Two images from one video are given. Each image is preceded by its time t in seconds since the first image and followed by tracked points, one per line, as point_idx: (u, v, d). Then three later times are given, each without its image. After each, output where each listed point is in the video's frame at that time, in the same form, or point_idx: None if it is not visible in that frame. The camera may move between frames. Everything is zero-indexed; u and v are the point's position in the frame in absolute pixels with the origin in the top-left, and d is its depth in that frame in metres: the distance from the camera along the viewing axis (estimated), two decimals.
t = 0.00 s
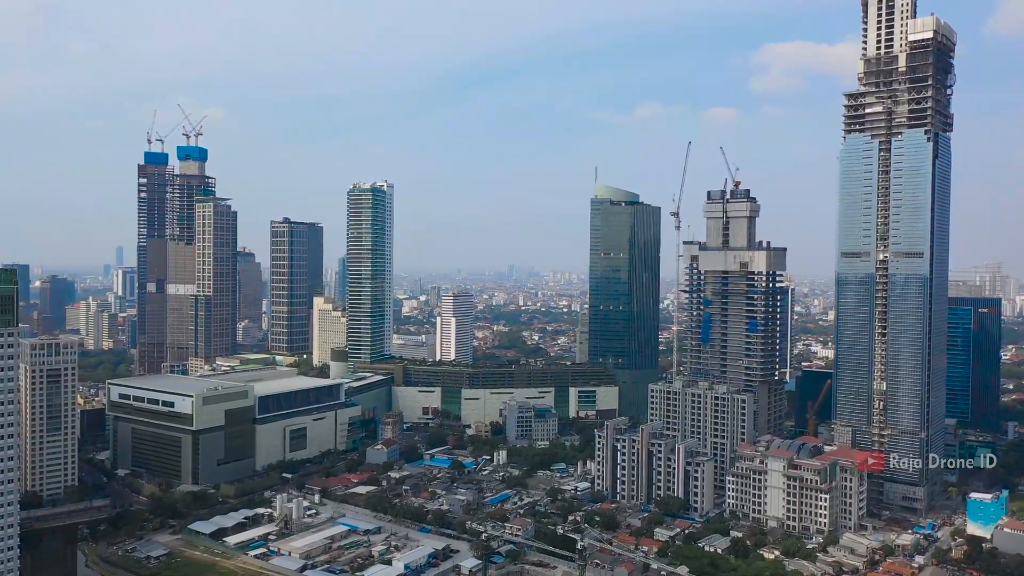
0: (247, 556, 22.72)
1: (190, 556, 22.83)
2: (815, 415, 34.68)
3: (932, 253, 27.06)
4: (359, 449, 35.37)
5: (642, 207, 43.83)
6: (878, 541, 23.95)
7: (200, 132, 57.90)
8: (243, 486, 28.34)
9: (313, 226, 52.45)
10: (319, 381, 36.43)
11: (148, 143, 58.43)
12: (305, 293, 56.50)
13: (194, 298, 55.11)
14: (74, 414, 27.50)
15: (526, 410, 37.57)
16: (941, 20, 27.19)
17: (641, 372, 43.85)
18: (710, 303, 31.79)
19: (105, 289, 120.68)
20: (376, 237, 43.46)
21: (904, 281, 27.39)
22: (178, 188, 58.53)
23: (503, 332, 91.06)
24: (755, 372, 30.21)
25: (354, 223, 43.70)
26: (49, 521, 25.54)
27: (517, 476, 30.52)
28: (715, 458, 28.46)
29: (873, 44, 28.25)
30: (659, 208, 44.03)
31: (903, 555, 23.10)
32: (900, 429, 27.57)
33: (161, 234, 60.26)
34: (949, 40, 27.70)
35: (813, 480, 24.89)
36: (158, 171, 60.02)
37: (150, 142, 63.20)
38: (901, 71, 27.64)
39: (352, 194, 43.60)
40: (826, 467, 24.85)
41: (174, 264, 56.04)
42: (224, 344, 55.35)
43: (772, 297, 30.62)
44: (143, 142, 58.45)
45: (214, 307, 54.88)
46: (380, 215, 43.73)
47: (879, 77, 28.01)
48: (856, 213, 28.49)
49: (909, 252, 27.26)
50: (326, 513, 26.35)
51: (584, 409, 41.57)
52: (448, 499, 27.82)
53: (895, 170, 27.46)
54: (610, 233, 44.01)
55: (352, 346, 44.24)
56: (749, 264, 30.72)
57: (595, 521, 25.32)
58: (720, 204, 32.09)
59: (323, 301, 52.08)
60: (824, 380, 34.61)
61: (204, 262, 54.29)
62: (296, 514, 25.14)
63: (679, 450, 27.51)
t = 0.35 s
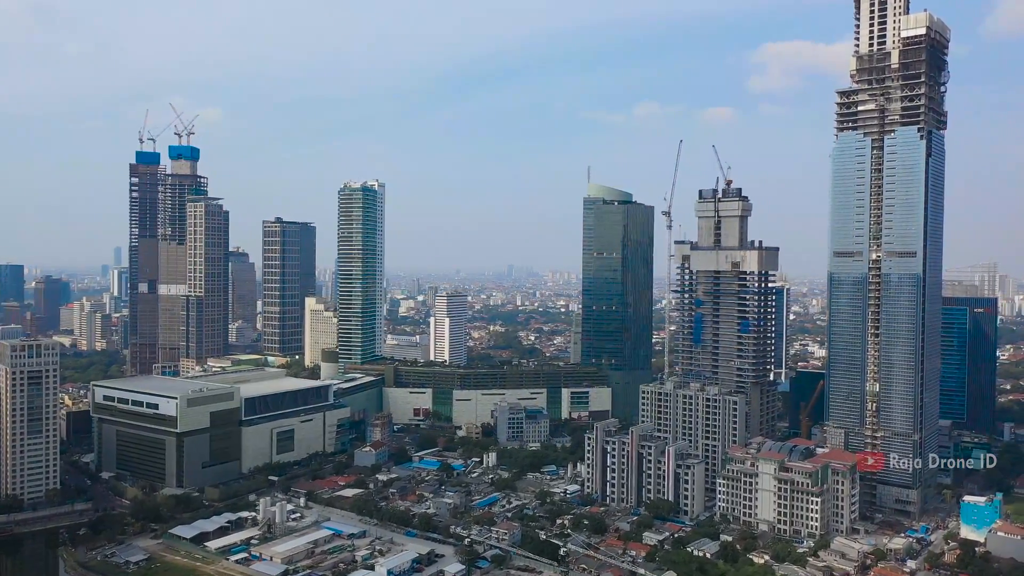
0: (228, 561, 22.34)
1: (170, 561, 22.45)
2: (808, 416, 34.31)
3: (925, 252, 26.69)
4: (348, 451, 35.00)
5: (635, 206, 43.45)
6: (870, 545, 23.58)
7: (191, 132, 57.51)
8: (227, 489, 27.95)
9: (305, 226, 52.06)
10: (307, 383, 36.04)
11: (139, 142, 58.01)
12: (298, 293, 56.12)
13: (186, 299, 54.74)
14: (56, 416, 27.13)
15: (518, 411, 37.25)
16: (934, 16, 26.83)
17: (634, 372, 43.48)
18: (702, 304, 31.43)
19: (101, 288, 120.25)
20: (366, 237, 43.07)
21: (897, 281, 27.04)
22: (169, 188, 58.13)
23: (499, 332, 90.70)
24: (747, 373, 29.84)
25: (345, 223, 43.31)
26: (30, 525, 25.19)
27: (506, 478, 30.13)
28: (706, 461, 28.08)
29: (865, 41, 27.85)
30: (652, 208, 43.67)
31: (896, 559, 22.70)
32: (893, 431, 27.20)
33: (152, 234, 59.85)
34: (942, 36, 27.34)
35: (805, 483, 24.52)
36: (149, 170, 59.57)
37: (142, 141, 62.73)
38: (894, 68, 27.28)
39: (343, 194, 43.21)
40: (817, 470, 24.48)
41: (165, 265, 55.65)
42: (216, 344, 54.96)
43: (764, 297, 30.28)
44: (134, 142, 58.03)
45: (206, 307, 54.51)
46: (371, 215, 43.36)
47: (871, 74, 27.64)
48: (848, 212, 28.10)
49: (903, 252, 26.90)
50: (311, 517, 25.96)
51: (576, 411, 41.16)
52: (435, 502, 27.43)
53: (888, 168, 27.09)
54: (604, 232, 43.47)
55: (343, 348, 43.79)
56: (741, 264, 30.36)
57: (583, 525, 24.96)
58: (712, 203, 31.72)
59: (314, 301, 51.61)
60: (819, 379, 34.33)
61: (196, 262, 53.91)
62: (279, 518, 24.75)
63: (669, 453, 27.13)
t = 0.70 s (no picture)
0: (209, 567, 21.95)
1: (150, 567, 22.05)
2: (802, 418, 34.00)
3: (918, 252, 26.34)
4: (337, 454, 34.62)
5: (628, 206, 43.07)
6: (862, 550, 23.21)
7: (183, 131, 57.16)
8: (211, 493, 27.57)
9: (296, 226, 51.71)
10: (296, 384, 35.66)
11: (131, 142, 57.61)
12: (290, 294, 55.74)
13: (177, 300, 54.37)
14: (38, 418, 26.73)
15: (509, 413, 36.86)
16: (927, 12, 26.47)
17: (627, 374, 43.09)
18: (693, 305, 31.05)
19: (97, 289, 119.82)
20: (357, 237, 42.70)
21: (890, 282, 26.68)
22: (161, 187, 57.74)
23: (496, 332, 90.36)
24: (739, 375, 29.45)
25: (335, 223, 42.92)
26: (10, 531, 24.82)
27: (495, 481, 29.74)
28: (697, 464, 27.70)
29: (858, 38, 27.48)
30: (645, 208, 43.26)
31: (888, 565, 22.32)
32: (886, 434, 26.84)
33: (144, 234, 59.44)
34: (936, 33, 26.97)
35: (796, 486, 24.14)
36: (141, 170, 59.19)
37: (134, 141, 62.34)
38: (887, 65, 26.92)
39: (333, 193, 42.80)
40: (809, 473, 24.09)
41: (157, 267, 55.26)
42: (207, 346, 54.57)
43: (756, 298, 29.89)
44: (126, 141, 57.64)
45: (197, 308, 54.12)
46: (362, 214, 42.96)
47: (864, 72, 27.27)
48: (841, 212, 27.71)
49: (896, 252, 26.55)
50: (295, 521, 25.57)
51: (569, 412, 40.77)
52: (422, 506, 27.05)
53: (881, 167, 26.73)
54: (596, 232, 43.22)
55: (334, 348, 43.45)
56: (733, 264, 29.98)
57: (571, 529, 24.59)
58: (703, 203, 31.33)
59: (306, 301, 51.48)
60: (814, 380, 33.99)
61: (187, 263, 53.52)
62: (262, 523, 24.36)
63: (659, 456, 26.75)
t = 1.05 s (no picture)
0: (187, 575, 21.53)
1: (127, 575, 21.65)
2: (795, 422, 33.70)
3: (911, 254, 25.98)
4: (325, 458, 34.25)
5: (621, 206, 42.67)
6: (853, 557, 22.80)
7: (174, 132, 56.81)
8: (194, 498, 27.18)
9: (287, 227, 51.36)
10: (284, 388, 35.28)
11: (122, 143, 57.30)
12: (282, 296, 55.34)
13: (168, 301, 53.98)
14: (17, 422, 26.33)
15: (500, 416, 36.49)
16: (919, 11, 26.12)
17: (620, 376, 42.71)
18: (685, 307, 30.68)
19: (93, 291, 119.37)
20: (347, 238, 42.40)
21: (883, 284, 26.32)
22: (152, 189, 57.39)
23: (492, 335, 89.93)
24: (731, 378, 29.06)
25: (325, 223, 42.63)
26: None
27: (484, 486, 29.36)
28: (686, 469, 27.32)
29: (850, 37, 27.11)
30: (638, 209, 42.85)
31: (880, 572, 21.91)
32: (879, 438, 26.44)
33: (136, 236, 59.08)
34: (928, 32, 26.62)
35: (786, 492, 23.73)
36: (132, 171, 58.85)
37: (125, 141, 61.97)
38: (879, 64, 26.57)
39: (324, 194, 42.51)
40: (799, 478, 23.70)
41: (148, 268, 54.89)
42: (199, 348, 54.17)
43: (748, 300, 29.50)
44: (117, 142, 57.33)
45: (188, 310, 53.76)
46: (352, 215, 42.67)
47: (856, 71, 26.91)
48: (833, 214, 27.32)
49: (888, 253, 26.18)
50: (279, 527, 25.16)
51: (561, 416, 40.32)
52: (408, 512, 26.66)
53: (873, 168, 26.37)
54: (589, 233, 42.92)
55: (324, 351, 43.10)
56: (724, 266, 29.63)
57: (558, 535, 24.19)
58: (694, 204, 30.97)
59: (298, 303, 51.11)
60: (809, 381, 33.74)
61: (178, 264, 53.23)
62: (243, 529, 23.93)
63: (648, 460, 26.36)
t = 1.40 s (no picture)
0: None
1: None
2: (787, 426, 33.38)
3: (904, 256, 25.63)
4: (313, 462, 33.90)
5: (614, 208, 42.29)
6: (844, 564, 22.42)
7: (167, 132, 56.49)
8: (177, 503, 26.82)
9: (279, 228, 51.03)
10: (273, 390, 34.93)
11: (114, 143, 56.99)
12: (275, 298, 54.98)
13: (160, 303, 53.67)
14: None
15: (491, 420, 35.98)
16: (912, 10, 25.79)
17: (613, 379, 42.34)
18: (676, 309, 30.32)
19: (90, 293, 118.69)
20: (338, 239, 42.06)
21: (875, 286, 25.99)
22: (144, 189, 57.06)
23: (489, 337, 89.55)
24: (722, 381, 28.69)
25: (316, 224, 42.28)
26: None
27: (472, 491, 29.00)
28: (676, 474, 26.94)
29: (842, 36, 26.76)
30: (632, 211, 42.47)
31: None
32: (871, 443, 26.07)
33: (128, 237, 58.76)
34: (921, 31, 26.30)
35: (777, 497, 23.35)
36: (125, 172, 58.52)
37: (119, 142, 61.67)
38: (872, 64, 26.22)
39: (315, 194, 42.17)
40: (790, 484, 23.32)
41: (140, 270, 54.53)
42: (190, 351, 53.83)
43: (739, 303, 29.13)
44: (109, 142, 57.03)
45: (180, 312, 53.43)
46: (344, 216, 42.35)
47: (848, 71, 26.56)
48: (825, 216, 26.97)
49: (881, 255, 25.83)
50: (262, 533, 24.79)
51: (553, 419, 39.96)
52: (394, 517, 26.29)
53: (866, 169, 26.03)
54: (582, 235, 42.58)
55: (314, 353, 42.67)
56: (716, 269, 29.27)
57: (544, 541, 23.81)
58: (686, 205, 30.61)
59: (290, 305, 50.77)
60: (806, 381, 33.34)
61: (169, 265, 52.90)
62: (225, 534, 23.55)
63: (637, 465, 25.99)
